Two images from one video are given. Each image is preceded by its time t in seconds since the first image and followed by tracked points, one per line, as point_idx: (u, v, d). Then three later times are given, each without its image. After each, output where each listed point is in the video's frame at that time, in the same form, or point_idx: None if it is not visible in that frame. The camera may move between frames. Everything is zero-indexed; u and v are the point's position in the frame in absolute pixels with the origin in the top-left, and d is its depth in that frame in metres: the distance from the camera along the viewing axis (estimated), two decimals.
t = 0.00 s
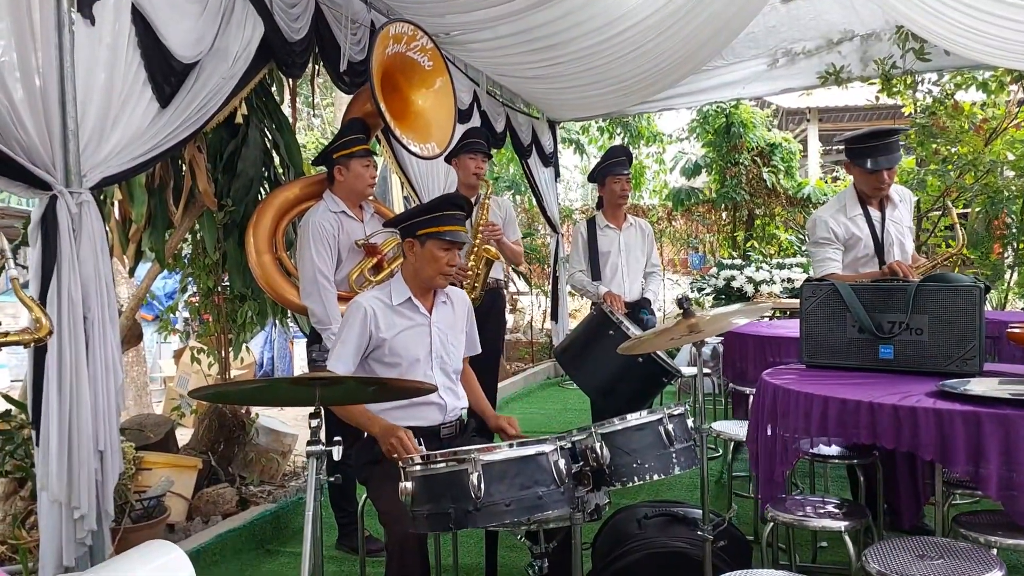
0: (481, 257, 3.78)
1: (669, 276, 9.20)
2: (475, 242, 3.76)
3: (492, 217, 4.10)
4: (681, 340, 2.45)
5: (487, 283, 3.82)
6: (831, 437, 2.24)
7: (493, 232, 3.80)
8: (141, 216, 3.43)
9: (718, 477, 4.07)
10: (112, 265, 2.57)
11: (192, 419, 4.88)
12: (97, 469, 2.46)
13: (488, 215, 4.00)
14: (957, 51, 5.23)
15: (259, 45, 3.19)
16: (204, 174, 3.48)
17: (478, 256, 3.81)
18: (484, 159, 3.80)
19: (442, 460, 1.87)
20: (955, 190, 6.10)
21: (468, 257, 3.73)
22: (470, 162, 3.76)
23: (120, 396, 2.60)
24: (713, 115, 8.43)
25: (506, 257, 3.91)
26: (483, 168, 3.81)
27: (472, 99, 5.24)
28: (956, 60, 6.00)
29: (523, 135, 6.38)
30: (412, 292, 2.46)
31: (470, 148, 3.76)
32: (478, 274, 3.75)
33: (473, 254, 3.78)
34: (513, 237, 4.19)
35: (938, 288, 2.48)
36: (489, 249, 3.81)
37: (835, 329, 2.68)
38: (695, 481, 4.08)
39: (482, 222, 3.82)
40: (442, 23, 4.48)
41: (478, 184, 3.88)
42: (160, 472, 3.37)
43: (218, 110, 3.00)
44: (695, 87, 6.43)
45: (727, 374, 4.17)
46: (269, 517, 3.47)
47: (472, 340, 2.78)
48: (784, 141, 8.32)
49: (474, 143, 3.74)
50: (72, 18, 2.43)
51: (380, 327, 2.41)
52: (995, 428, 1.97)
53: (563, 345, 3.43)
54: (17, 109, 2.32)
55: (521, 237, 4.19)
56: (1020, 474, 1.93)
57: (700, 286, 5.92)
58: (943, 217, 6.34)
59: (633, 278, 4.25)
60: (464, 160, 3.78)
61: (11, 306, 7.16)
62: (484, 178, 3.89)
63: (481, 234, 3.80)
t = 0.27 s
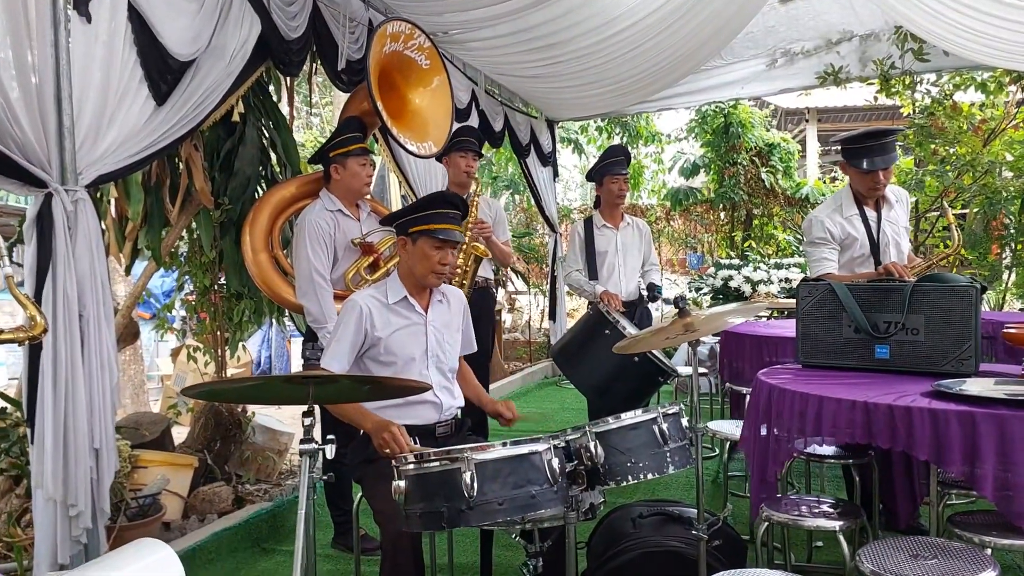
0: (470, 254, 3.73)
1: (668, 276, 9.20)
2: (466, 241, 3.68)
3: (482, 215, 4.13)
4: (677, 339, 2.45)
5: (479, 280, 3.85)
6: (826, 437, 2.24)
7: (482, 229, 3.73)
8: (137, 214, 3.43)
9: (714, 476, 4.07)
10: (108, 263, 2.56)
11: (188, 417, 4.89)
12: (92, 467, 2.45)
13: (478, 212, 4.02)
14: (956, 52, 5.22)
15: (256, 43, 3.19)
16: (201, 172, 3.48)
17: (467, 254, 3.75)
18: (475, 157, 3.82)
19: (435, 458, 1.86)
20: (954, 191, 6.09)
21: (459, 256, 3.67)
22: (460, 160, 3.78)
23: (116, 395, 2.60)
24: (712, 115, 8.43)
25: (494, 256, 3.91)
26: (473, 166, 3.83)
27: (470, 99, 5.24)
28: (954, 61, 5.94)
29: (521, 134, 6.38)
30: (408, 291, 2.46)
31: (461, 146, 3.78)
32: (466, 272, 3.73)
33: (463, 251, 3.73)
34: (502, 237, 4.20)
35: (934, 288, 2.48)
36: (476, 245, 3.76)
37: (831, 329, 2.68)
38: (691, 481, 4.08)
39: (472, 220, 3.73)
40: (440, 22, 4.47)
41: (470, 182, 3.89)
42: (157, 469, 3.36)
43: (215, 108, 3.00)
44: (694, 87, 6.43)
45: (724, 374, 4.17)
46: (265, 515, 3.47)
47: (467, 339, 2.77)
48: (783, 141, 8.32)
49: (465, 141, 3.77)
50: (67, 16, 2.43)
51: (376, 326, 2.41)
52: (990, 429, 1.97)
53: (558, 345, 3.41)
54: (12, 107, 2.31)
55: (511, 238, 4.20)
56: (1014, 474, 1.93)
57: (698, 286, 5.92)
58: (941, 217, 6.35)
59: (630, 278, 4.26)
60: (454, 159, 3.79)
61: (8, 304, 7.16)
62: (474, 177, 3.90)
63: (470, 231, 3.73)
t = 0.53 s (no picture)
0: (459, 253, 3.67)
1: (663, 276, 9.20)
2: (456, 240, 3.62)
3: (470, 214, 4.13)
4: (670, 339, 2.45)
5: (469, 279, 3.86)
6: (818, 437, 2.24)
7: (471, 228, 3.68)
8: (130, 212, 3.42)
9: (708, 476, 4.07)
10: (100, 262, 2.55)
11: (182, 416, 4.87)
12: (83, 466, 2.44)
13: (467, 212, 4.00)
14: (951, 53, 5.23)
15: (250, 41, 3.18)
16: (193, 170, 3.47)
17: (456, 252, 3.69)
18: (464, 157, 3.84)
19: (426, 457, 1.86)
20: (948, 192, 6.07)
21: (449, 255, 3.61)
22: (449, 160, 3.80)
23: (108, 393, 2.59)
24: (708, 115, 8.43)
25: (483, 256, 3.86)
26: (463, 166, 3.85)
27: (466, 97, 5.23)
28: (949, 62, 5.98)
29: (517, 134, 6.38)
30: (402, 290, 2.46)
31: (451, 146, 3.80)
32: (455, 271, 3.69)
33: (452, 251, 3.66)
34: (492, 237, 4.21)
35: (926, 289, 2.48)
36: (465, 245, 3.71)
37: (824, 329, 2.68)
38: (685, 481, 4.08)
39: (461, 219, 3.69)
40: (436, 21, 4.47)
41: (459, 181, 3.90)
42: (149, 468, 3.37)
43: (208, 106, 2.99)
44: (690, 87, 6.43)
45: (718, 374, 4.17)
46: (258, 514, 3.47)
47: (462, 338, 2.75)
48: (778, 141, 8.33)
49: (455, 140, 3.78)
50: (59, 13, 2.42)
51: (368, 324, 2.40)
52: (981, 429, 1.97)
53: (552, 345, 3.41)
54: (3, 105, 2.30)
55: (499, 238, 4.21)
56: (1005, 474, 1.93)
57: (693, 286, 5.93)
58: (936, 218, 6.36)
59: (624, 277, 4.26)
60: (443, 159, 3.82)
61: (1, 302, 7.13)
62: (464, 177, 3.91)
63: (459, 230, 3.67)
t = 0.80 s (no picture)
0: (448, 253, 3.67)
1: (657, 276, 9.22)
2: (444, 240, 3.62)
3: (459, 214, 4.12)
4: (661, 339, 2.44)
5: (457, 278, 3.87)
6: (808, 437, 2.24)
7: (461, 228, 3.69)
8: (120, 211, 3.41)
9: (700, 476, 4.08)
10: (89, 260, 2.54)
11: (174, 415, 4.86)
12: (72, 466, 2.43)
13: (456, 212, 4.01)
14: (943, 54, 5.25)
15: (242, 40, 3.17)
16: (185, 169, 3.46)
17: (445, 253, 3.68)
18: (452, 156, 3.83)
19: (415, 458, 1.86)
20: (940, 192, 6.14)
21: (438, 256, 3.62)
22: (437, 160, 3.79)
23: (97, 393, 2.58)
24: (701, 115, 8.45)
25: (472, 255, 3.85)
26: (451, 165, 3.84)
27: (459, 97, 5.23)
28: (942, 63, 5.91)
29: (511, 133, 6.38)
30: (394, 288, 2.46)
31: (439, 145, 3.78)
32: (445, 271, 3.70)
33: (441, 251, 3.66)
34: (480, 236, 4.20)
35: (917, 289, 2.48)
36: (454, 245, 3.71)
37: (815, 329, 2.68)
38: (677, 480, 4.09)
39: (449, 219, 3.69)
40: (429, 20, 4.46)
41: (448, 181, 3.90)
42: (139, 469, 3.35)
43: (200, 104, 2.98)
44: (684, 87, 6.43)
45: (710, 374, 4.18)
46: (248, 514, 3.46)
47: (451, 339, 2.74)
48: (772, 142, 8.34)
49: (443, 140, 3.76)
50: (49, 11, 2.41)
51: (359, 321, 2.40)
52: (969, 429, 1.97)
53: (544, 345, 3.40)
54: None
55: (488, 237, 4.20)
56: (994, 473, 1.94)
57: (686, 286, 5.95)
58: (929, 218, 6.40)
59: (617, 277, 4.26)
60: (431, 159, 3.81)
61: None
62: (452, 176, 3.91)
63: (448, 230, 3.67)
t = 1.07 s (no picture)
0: (436, 255, 3.68)
1: (648, 275, 9.24)
2: (433, 241, 3.60)
3: (447, 214, 4.11)
4: (650, 338, 2.45)
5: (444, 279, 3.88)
6: (797, 437, 2.24)
7: (449, 229, 3.64)
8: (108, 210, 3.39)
9: (689, 475, 4.09)
10: (77, 261, 2.52)
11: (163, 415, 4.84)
12: (59, 467, 2.41)
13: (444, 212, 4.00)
14: (932, 55, 5.27)
15: (231, 39, 3.15)
16: (173, 168, 3.44)
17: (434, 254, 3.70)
18: (440, 156, 3.83)
19: (403, 459, 1.86)
20: (930, 192, 6.16)
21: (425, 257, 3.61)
22: (425, 160, 3.79)
23: (85, 394, 2.57)
24: (692, 115, 8.46)
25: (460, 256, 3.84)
26: (439, 165, 3.84)
27: (450, 96, 5.22)
28: (930, 64, 5.99)
29: (502, 133, 6.37)
30: (384, 288, 2.45)
31: (427, 146, 3.78)
32: (433, 271, 3.70)
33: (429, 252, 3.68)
34: (468, 237, 4.20)
35: (904, 289, 2.50)
36: (443, 246, 3.71)
37: (804, 330, 2.69)
38: (666, 480, 4.10)
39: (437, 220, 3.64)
40: (420, 20, 4.46)
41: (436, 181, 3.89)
42: (127, 469, 3.34)
43: (189, 104, 2.96)
44: (674, 88, 6.44)
45: (699, 374, 4.19)
46: (237, 515, 3.45)
47: (453, 333, 2.69)
48: (762, 142, 8.36)
49: (431, 141, 3.76)
50: (36, 9, 2.39)
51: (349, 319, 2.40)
52: (956, 429, 1.98)
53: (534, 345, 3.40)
54: None
55: (477, 237, 4.20)
56: (980, 474, 1.95)
57: (677, 286, 5.97)
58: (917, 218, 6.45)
59: (607, 277, 4.27)
60: (418, 158, 3.80)
61: None
62: (440, 176, 3.90)
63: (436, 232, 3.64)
